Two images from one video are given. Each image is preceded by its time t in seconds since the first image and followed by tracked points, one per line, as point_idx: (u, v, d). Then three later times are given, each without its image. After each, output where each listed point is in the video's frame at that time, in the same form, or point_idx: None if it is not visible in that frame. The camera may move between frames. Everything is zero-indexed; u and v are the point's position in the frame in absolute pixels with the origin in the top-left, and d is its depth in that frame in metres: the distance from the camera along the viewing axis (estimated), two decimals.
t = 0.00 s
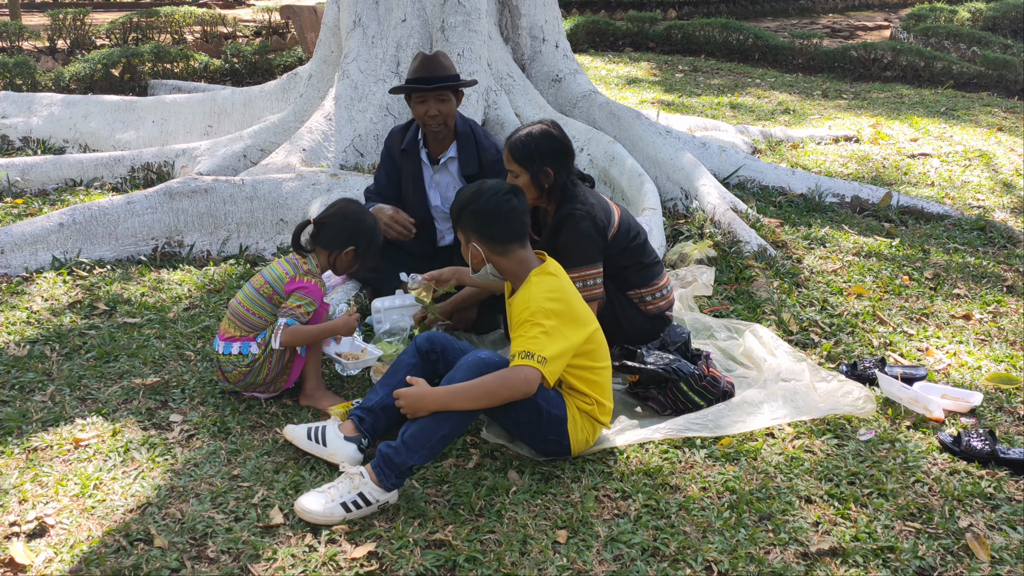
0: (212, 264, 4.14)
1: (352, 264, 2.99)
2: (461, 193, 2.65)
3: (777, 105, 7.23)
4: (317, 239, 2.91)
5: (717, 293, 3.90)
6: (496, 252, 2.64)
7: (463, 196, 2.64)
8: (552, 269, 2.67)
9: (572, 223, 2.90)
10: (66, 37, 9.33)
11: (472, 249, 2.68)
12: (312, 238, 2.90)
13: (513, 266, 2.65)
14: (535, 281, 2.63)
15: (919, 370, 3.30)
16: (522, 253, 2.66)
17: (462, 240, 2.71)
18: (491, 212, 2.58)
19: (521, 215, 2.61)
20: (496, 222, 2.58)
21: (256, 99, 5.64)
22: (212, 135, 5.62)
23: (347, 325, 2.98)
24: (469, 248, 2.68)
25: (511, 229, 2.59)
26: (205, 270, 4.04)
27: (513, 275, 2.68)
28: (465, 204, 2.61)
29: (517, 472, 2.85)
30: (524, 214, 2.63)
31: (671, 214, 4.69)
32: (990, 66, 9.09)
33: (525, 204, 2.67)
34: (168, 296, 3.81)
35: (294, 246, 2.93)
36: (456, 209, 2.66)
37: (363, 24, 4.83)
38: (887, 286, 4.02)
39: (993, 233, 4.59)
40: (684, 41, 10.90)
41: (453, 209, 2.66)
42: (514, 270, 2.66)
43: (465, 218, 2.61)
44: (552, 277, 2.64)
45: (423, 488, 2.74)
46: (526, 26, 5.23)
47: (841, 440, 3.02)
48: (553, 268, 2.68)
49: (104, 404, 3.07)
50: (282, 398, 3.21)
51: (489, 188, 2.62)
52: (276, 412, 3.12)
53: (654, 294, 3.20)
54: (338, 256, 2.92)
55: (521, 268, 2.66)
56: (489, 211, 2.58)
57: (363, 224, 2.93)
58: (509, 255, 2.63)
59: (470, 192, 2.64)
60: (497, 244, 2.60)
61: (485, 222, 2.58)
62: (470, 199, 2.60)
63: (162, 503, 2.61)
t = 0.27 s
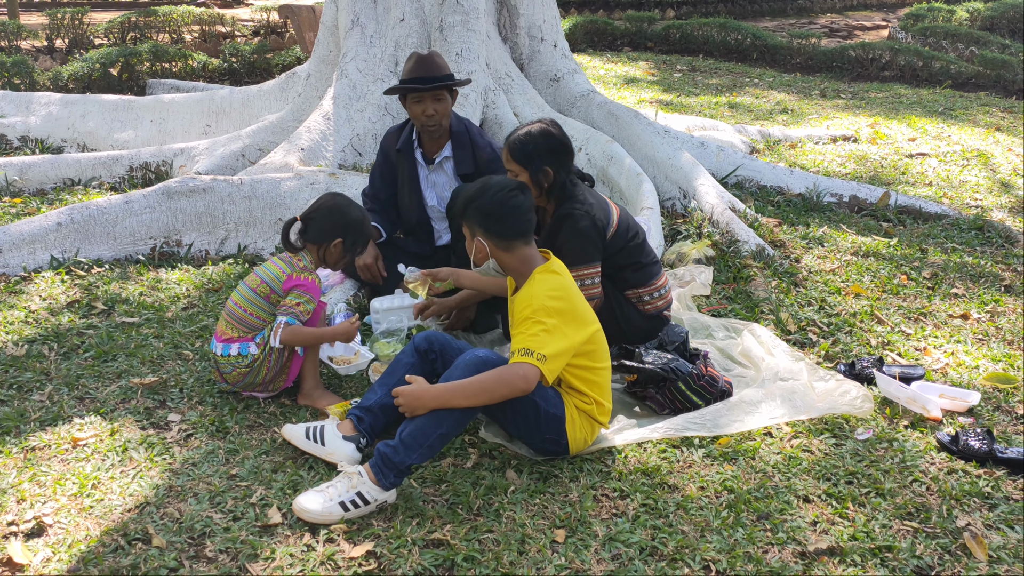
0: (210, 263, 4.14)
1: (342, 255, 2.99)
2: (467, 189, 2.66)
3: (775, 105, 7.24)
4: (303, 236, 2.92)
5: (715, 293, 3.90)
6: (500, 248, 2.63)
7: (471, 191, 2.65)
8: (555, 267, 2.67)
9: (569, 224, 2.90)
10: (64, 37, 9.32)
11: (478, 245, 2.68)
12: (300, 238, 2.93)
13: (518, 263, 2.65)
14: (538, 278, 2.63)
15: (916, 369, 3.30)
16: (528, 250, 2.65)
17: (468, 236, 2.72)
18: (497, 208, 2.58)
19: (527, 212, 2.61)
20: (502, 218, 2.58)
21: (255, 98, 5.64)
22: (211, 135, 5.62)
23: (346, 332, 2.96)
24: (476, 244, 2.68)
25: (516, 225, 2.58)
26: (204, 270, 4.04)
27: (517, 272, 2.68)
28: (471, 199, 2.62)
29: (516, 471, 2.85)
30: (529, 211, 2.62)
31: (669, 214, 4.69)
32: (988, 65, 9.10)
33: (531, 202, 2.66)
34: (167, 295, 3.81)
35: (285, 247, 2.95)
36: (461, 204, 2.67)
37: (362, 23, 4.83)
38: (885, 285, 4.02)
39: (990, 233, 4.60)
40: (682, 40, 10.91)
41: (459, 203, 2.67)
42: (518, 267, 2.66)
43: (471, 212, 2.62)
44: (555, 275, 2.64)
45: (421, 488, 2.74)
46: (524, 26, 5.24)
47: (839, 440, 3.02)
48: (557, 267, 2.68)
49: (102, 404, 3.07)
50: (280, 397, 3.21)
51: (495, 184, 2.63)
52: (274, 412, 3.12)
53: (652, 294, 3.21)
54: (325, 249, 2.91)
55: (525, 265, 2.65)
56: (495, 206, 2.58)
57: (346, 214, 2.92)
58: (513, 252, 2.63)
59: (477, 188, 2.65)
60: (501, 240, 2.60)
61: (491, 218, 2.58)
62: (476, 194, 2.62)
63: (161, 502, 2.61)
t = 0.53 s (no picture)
0: (210, 262, 4.14)
1: (325, 242, 2.99)
2: (468, 188, 2.66)
3: (775, 104, 7.24)
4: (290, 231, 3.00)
5: (714, 292, 3.91)
6: (501, 247, 2.63)
7: (471, 190, 2.65)
8: (556, 266, 2.67)
9: (570, 223, 2.91)
10: (63, 35, 9.31)
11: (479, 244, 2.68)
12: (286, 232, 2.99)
13: (519, 262, 2.65)
14: (538, 277, 2.63)
15: (915, 368, 3.30)
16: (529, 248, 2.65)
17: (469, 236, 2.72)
18: (497, 207, 2.58)
19: (528, 211, 2.61)
20: (503, 217, 2.58)
21: (254, 97, 5.64)
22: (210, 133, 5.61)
23: (348, 326, 2.95)
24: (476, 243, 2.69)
25: (517, 224, 2.58)
26: (203, 269, 4.03)
27: (518, 271, 2.68)
28: (472, 197, 2.62)
29: (515, 470, 2.85)
30: (530, 210, 2.63)
31: (668, 213, 4.69)
32: (988, 65, 9.11)
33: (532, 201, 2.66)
34: (166, 294, 3.81)
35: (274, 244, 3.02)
36: (462, 202, 2.67)
37: (361, 22, 4.82)
38: (883, 284, 4.02)
39: (989, 232, 4.60)
40: (682, 40, 10.91)
41: (460, 202, 2.67)
42: (519, 265, 2.66)
43: (472, 211, 2.62)
44: (556, 274, 2.64)
45: (420, 487, 2.75)
46: (523, 25, 5.24)
47: (838, 439, 3.02)
48: (558, 266, 2.68)
49: (101, 403, 3.07)
50: (279, 396, 3.21)
51: (497, 182, 2.62)
52: (273, 411, 3.12)
53: (651, 294, 3.21)
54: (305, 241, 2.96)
55: (526, 264, 2.65)
56: (496, 205, 2.58)
57: (315, 204, 2.92)
58: (514, 251, 2.63)
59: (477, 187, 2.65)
60: (502, 239, 2.60)
61: (492, 216, 2.58)
62: (478, 192, 2.62)
63: (159, 501, 2.61)
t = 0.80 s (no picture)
0: (212, 259, 4.14)
1: (316, 232, 2.99)
2: (471, 186, 2.65)
3: (777, 101, 7.23)
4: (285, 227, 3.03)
5: (716, 290, 3.91)
6: (504, 245, 2.63)
7: (474, 189, 2.64)
8: (559, 264, 2.67)
9: (570, 221, 2.91)
10: (65, 32, 9.30)
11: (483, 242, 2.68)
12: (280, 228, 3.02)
13: (522, 259, 2.65)
14: (542, 276, 2.62)
15: (917, 366, 3.31)
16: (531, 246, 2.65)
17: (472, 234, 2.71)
18: (501, 205, 2.57)
19: (531, 209, 2.60)
20: (507, 214, 2.57)
21: (256, 94, 5.64)
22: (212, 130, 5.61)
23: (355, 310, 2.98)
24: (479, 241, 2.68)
25: (521, 221, 2.58)
26: (206, 266, 4.03)
27: (521, 269, 2.68)
28: (475, 196, 2.61)
29: (517, 467, 2.85)
30: (533, 208, 2.62)
31: (670, 210, 4.69)
32: (990, 63, 9.10)
33: (534, 199, 2.66)
34: (168, 291, 3.81)
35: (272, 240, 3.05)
36: (465, 201, 2.66)
37: (364, 19, 4.81)
38: (886, 282, 4.02)
39: (992, 230, 4.60)
40: (684, 37, 10.90)
41: (462, 201, 2.66)
42: (523, 263, 2.66)
43: (475, 209, 2.61)
44: (559, 272, 2.64)
45: (422, 484, 2.75)
46: (526, 22, 5.23)
47: (840, 436, 3.02)
48: (562, 264, 2.68)
49: (104, 399, 3.07)
50: (282, 393, 3.21)
51: (499, 181, 2.62)
52: (276, 408, 3.12)
53: (652, 291, 3.21)
54: (297, 233, 2.98)
55: (529, 262, 2.65)
56: (499, 203, 2.57)
57: (303, 194, 2.93)
58: (517, 248, 2.63)
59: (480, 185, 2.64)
60: (506, 237, 2.60)
61: (495, 214, 2.58)
62: (480, 191, 2.61)
63: (162, 498, 2.62)
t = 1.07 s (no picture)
0: (217, 256, 4.14)
1: (312, 225, 3.00)
2: (478, 183, 2.64)
3: (782, 98, 7.21)
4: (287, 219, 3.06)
5: (721, 288, 3.90)
6: (513, 242, 2.63)
7: (483, 185, 2.62)
8: (563, 262, 2.67)
9: (571, 219, 2.90)
10: (71, 28, 9.29)
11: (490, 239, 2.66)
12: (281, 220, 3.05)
13: (528, 257, 2.65)
14: (546, 273, 2.63)
15: (923, 365, 3.30)
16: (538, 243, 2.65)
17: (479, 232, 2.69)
18: (511, 201, 2.57)
19: (540, 206, 2.61)
20: (518, 211, 2.57)
21: (261, 91, 5.63)
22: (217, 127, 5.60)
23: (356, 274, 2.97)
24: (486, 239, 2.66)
25: (530, 218, 2.59)
26: (211, 262, 4.03)
27: (527, 266, 2.68)
28: (484, 192, 2.60)
29: (522, 465, 2.85)
30: (541, 205, 2.62)
31: (675, 207, 4.69)
32: (996, 60, 9.07)
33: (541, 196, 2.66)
34: (174, 288, 3.81)
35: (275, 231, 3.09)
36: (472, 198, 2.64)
37: (369, 16, 4.79)
38: (891, 280, 4.02)
39: (998, 228, 4.59)
40: (689, 33, 10.88)
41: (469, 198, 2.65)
42: (529, 260, 2.66)
43: (484, 206, 2.60)
44: (563, 269, 2.64)
45: (428, 482, 2.75)
46: (531, 19, 5.21)
47: (845, 435, 3.02)
48: (565, 261, 2.68)
49: (110, 396, 3.07)
50: (287, 390, 3.22)
51: (508, 177, 2.61)
52: (281, 405, 3.12)
53: (656, 288, 3.20)
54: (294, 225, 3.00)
55: (535, 259, 2.66)
56: (509, 200, 2.57)
57: (302, 186, 2.95)
58: (525, 246, 2.63)
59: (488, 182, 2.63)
60: (515, 233, 2.60)
61: (505, 211, 2.57)
62: (489, 187, 2.60)
63: (169, 495, 2.62)
